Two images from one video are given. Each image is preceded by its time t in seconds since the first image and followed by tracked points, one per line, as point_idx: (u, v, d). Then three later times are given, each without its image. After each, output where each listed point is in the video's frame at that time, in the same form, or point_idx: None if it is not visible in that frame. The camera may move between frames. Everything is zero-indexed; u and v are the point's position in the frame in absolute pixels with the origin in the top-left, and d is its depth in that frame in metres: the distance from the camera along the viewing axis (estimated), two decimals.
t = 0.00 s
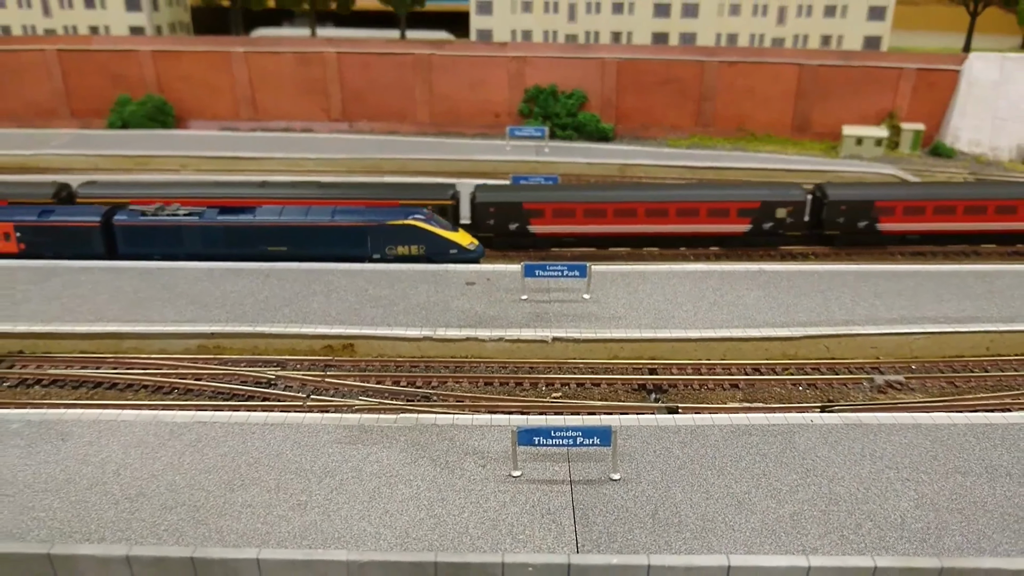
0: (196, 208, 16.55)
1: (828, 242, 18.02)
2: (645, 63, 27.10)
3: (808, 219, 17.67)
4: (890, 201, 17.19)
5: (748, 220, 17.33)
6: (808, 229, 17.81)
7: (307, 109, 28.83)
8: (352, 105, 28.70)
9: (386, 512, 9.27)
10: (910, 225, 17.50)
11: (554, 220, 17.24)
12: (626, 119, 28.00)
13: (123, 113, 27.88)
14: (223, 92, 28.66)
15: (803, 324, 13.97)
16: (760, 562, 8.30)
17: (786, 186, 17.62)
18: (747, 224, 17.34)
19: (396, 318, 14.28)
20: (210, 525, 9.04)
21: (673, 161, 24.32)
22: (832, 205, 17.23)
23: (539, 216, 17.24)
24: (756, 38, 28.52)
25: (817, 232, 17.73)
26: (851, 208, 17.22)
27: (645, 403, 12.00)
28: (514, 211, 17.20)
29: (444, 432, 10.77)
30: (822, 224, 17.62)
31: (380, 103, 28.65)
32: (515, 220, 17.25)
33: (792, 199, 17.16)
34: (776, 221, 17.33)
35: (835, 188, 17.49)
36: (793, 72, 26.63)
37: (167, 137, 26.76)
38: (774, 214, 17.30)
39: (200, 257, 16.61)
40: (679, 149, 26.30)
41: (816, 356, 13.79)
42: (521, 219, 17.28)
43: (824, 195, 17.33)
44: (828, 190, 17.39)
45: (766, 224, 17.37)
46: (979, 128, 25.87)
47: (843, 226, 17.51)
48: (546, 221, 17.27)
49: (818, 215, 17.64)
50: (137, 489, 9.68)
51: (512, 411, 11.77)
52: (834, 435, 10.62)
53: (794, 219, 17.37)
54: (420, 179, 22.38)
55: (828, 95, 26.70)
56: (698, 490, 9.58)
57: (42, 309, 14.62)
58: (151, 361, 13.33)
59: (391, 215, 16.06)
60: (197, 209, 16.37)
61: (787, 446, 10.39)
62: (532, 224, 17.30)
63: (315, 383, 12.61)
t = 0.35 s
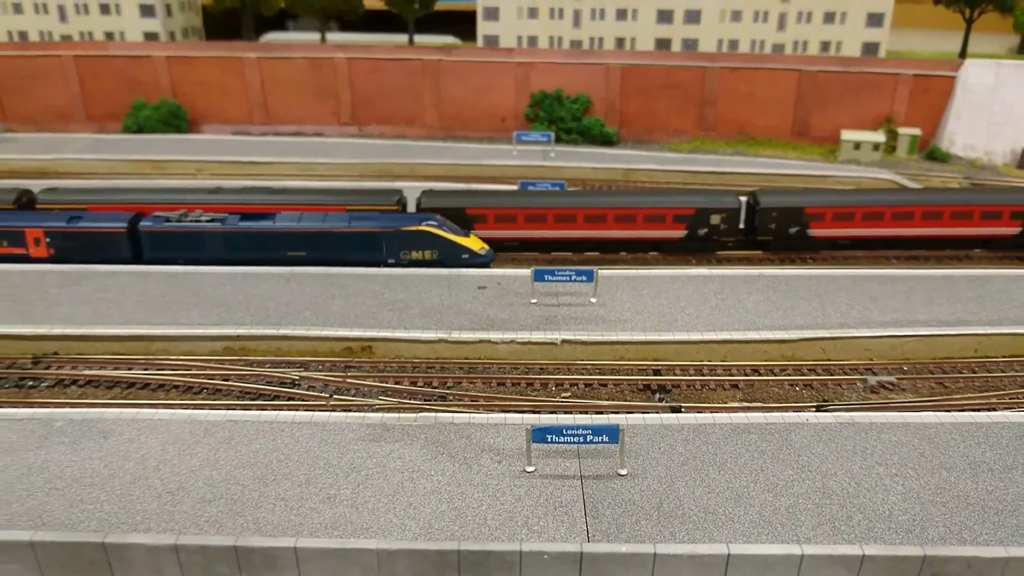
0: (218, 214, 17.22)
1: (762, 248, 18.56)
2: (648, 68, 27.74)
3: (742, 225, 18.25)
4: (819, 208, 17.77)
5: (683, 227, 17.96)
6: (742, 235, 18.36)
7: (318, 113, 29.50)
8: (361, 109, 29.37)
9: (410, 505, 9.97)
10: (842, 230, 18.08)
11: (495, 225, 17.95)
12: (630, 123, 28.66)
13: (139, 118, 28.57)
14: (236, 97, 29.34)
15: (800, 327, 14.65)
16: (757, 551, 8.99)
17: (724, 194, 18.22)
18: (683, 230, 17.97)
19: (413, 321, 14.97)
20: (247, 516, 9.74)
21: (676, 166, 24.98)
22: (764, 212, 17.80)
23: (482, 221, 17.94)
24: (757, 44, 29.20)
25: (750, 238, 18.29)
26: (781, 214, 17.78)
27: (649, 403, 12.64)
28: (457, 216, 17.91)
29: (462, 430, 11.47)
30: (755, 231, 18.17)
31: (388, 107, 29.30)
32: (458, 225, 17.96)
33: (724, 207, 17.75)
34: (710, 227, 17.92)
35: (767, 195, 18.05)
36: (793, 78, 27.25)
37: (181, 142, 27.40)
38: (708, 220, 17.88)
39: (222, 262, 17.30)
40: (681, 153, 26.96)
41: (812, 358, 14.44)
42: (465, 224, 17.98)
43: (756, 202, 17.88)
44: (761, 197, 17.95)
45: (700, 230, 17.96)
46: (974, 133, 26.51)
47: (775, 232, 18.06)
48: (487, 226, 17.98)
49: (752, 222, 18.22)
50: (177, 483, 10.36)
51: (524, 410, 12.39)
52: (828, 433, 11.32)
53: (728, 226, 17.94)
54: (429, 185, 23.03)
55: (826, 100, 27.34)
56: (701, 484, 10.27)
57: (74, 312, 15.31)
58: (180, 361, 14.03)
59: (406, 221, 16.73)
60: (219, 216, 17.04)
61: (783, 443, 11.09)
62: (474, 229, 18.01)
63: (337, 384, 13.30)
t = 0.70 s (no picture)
0: (237, 221, 17.91)
1: (708, 252, 19.27)
2: (650, 74, 28.38)
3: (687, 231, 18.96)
4: (759, 214, 18.42)
5: (630, 232, 18.61)
6: (688, 240, 19.08)
7: (327, 119, 30.19)
8: (369, 114, 30.05)
9: (429, 498, 10.64)
10: (782, 236, 18.78)
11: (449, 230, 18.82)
12: (632, 128, 29.33)
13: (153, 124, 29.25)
14: (248, 103, 30.05)
15: (796, 329, 15.32)
16: (754, 539, 9.66)
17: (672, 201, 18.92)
18: (629, 236, 18.62)
19: (426, 324, 15.65)
20: (277, 508, 10.42)
21: (678, 171, 25.65)
22: (707, 218, 18.52)
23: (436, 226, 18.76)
24: (757, 50, 29.84)
25: (696, 243, 19.01)
26: (724, 220, 18.47)
27: (652, 402, 13.27)
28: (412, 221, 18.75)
29: (476, 428, 12.15)
30: (700, 236, 18.87)
31: (395, 113, 29.97)
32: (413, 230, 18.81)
33: (669, 213, 18.44)
34: (656, 232, 18.63)
35: (711, 202, 18.75)
36: (792, 83, 27.88)
37: (194, 148, 28.09)
38: (654, 226, 18.58)
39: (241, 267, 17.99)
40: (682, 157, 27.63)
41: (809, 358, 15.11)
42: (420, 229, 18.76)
43: (700, 209, 18.61)
44: (705, 204, 18.66)
45: (647, 235, 18.67)
46: (969, 138, 27.12)
47: (719, 237, 18.77)
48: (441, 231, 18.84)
49: (697, 228, 18.92)
50: (210, 477, 11.03)
51: (534, 409, 13.04)
52: (821, 430, 12.00)
53: (673, 231, 18.68)
54: (438, 189, 23.71)
55: (824, 105, 27.98)
56: (701, 478, 10.95)
57: (103, 316, 16.03)
58: (205, 363, 14.72)
59: (418, 227, 17.40)
60: (238, 222, 17.73)
61: (779, 439, 11.76)
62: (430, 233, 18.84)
63: (355, 384, 13.98)
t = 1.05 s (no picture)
0: (254, 226, 18.57)
1: (656, 257, 19.94)
2: (652, 80, 29.01)
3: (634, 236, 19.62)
4: (704, 219, 19.14)
5: (578, 237, 19.31)
6: (637, 245, 19.77)
7: (336, 124, 30.84)
8: (377, 119, 30.70)
9: (446, 491, 11.29)
10: (726, 240, 19.44)
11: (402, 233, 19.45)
12: (634, 133, 29.96)
13: (166, 129, 29.90)
14: (258, 109, 30.71)
15: (792, 331, 15.94)
16: (750, 529, 10.28)
17: (622, 207, 19.58)
18: (578, 240, 19.32)
19: (437, 326, 16.30)
20: (301, 501, 11.06)
21: (679, 175, 26.26)
22: (654, 224, 19.21)
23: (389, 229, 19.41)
24: (756, 56, 30.48)
25: (643, 248, 19.69)
26: (670, 226, 19.17)
27: (654, 401, 13.91)
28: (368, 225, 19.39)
29: (488, 426, 12.81)
30: (647, 241, 19.53)
31: (403, 118, 30.61)
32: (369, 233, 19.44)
33: (618, 218, 19.13)
34: (604, 237, 19.28)
35: (658, 208, 19.43)
36: (790, 89, 28.49)
37: (206, 154, 28.73)
38: (602, 231, 19.25)
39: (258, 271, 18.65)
40: (684, 162, 28.26)
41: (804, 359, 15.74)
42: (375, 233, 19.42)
43: (647, 214, 19.30)
44: (652, 210, 19.34)
45: (595, 240, 19.31)
46: (964, 142, 27.76)
47: (665, 242, 19.44)
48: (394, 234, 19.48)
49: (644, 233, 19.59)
50: (238, 473, 11.68)
51: (543, 407, 13.70)
52: (815, 427, 12.64)
53: (621, 236, 19.35)
54: (444, 195, 24.37)
55: (822, 110, 28.59)
56: (702, 473, 11.59)
57: (127, 319, 16.68)
58: (226, 363, 15.36)
59: (428, 233, 18.06)
60: (255, 228, 18.41)
61: (776, 437, 12.40)
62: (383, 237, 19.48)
63: (370, 384, 14.63)
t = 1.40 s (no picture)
0: (270, 231, 19.27)
1: (608, 261, 20.53)
2: (654, 85, 29.61)
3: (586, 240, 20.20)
4: (652, 224, 19.69)
5: (531, 241, 19.94)
6: (590, 249, 20.36)
7: (345, 128, 31.51)
8: (385, 123, 31.36)
9: (458, 484, 11.96)
10: (675, 245, 19.98)
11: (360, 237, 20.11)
12: (637, 137, 30.59)
13: (179, 133, 30.59)
14: (269, 113, 31.38)
15: (789, 333, 16.57)
16: (746, 520, 10.93)
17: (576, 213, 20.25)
18: (531, 244, 19.96)
19: (447, 327, 16.98)
20: (322, 494, 11.73)
21: (681, 180, 26.89)
22: (604, 229, 19.79)
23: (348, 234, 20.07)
24: (757, 62, 31.13)
25: (596, 251, 20.26)
26: (620, 231, 19.74)
27: (656, 399, 14.54)
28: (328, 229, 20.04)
29: (497, 423, 13.47)
30: (599, 245, 20.13)
31: (411, 122, 31.26)
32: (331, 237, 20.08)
33: (571, 224, 19.74)
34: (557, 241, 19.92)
35: (609, 213, 20.03)
36: (790, 94, 29.09)
37: (219, 157, 29.43)
38: (555, 235, 19.89)
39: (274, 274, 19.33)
40: (686, 166, 28.88)
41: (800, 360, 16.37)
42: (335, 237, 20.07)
43: (599, 220, 19.88)
44: (603, 215, 19.89)
45: (548, 244, 19.97)
46: (960, 147, 28.36)
47: (615, 246, 20.03)
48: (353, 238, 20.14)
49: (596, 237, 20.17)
50: (262, 466, 12.36)
51: (549, 405, 14.36)
52: (808, 425, 13.29)
53: (572, 240, 19.97)
54: (451, 199, 25.01)
55: (822, 115, 29.19)
56: (700, 468, 12.25)
57: (150, 320, 17.38)
58: (245, 363, 16.04)
59: (438, 237, 18.76)
60: (271, 232, 19.11)
61: (772, 434, 13.04)
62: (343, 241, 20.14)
63: (384, 382, 15.30)
